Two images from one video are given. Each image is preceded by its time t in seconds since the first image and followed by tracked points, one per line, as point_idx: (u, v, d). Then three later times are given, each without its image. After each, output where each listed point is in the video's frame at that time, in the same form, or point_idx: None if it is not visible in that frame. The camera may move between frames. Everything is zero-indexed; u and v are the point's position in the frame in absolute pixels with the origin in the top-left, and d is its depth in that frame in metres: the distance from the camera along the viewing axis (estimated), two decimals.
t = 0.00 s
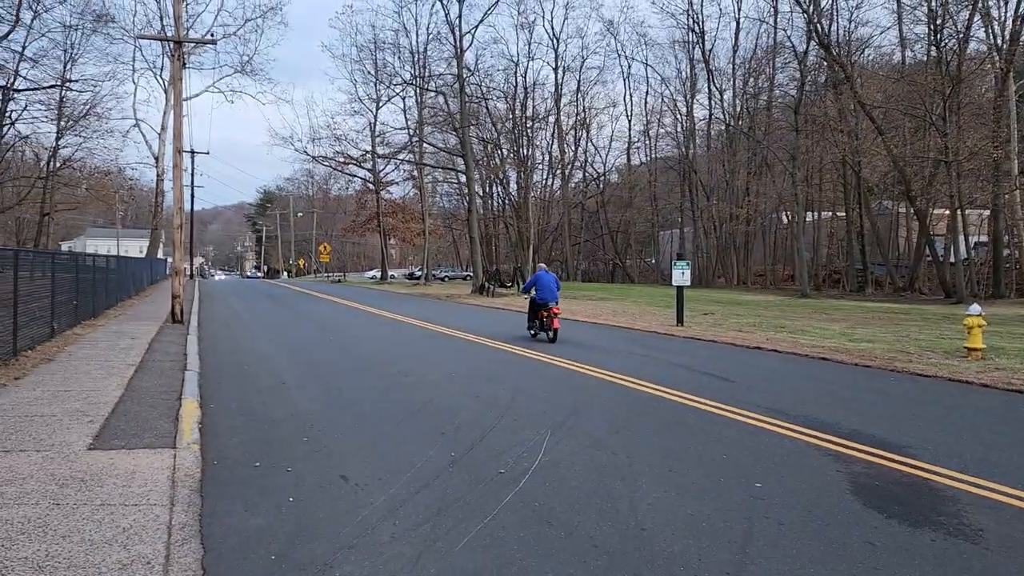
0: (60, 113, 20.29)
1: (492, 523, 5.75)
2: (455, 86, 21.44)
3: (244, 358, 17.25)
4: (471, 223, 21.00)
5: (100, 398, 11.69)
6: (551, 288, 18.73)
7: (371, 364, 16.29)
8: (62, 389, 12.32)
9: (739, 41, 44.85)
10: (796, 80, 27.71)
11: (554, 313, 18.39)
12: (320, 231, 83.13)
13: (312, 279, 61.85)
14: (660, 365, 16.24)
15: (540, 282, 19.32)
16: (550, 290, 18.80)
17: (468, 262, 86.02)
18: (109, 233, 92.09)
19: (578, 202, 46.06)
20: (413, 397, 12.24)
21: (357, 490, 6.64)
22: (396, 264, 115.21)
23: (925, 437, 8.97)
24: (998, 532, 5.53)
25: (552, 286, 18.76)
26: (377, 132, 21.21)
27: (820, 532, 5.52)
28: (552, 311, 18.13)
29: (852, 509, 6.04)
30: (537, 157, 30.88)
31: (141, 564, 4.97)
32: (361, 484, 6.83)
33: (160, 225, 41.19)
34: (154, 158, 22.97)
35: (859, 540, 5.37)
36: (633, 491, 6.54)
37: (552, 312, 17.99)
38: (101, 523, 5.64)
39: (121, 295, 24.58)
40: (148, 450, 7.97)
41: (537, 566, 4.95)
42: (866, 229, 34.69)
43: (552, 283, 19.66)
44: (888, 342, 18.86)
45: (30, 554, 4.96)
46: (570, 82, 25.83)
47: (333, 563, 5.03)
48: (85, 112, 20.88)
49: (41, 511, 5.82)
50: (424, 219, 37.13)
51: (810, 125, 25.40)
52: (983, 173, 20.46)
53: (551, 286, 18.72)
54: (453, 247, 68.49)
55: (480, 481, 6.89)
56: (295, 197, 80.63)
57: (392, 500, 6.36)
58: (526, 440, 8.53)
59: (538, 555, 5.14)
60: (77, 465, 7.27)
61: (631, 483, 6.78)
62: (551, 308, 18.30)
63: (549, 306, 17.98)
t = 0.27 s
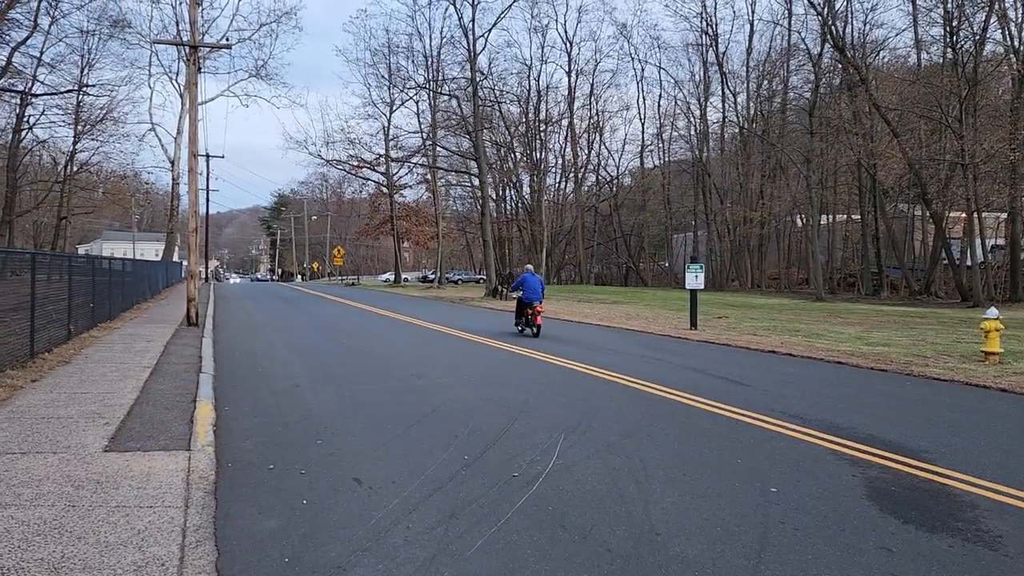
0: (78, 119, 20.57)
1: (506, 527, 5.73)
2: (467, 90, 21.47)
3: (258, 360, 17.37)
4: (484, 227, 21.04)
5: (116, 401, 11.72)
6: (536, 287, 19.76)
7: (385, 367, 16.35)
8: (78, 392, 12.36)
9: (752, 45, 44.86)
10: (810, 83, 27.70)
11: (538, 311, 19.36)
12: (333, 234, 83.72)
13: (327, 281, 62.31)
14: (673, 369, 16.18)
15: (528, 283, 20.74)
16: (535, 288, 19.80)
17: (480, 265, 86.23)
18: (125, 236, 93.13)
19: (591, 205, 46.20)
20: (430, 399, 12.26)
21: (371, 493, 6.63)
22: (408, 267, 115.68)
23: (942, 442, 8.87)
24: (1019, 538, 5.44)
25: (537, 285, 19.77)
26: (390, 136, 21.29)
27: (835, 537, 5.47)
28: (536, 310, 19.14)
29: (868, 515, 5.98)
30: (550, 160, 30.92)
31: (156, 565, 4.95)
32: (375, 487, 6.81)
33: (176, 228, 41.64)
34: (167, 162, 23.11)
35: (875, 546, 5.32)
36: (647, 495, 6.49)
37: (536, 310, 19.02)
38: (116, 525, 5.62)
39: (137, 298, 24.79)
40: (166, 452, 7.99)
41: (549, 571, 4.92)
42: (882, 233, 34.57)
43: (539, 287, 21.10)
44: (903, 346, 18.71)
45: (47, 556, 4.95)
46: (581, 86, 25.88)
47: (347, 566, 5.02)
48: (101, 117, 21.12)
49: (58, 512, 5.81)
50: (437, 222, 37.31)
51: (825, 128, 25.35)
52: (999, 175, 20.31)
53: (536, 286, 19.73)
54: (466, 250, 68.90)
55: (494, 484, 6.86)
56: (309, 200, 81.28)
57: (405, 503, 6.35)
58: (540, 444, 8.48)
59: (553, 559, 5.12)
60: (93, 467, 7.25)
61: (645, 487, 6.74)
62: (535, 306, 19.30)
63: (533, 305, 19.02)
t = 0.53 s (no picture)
0: (92, 122, 20.79)
1: (516, 530, 5.69)
2: (478, 93, 21.51)
3: (268, 362, 17.46)
4: (495, 229, 21.05)
5: (127, 403, 11.74)
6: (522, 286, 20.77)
7: (396, 369, 16.40)
8: (91, 393, 12.40)
9: (763, 47, 44.80)
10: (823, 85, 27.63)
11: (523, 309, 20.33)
12: (345, 237, 84.19)
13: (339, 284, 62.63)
14: (684, 372, 16.11)
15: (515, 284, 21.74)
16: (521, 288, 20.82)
17: (491, 267, 86.39)
18: (139, 239, 94.14)
19: (602, 208, 46.24)
20: (440, 402, 12.23)
21: (381, 496, 6.62)
22: (419, 270, 115.99)
23: (957, 446, 8.77)
24: None
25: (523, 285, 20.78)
26: (402, 139, 21.36)
27: (847, 542, 5.41)
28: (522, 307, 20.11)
29: (880, 519, 5.91)
30: (561, 162, 30.95)
31: (167, 567, 4.93)
32: (385, 490, 6.81)
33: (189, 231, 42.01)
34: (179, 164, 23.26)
35: (889, 551, 5.25)
36: (658, 499, 6.45)
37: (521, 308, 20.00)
38: (128, 526, 5.61)
39: (149, 301, 24.94)
40: (179, 454, 8.00)
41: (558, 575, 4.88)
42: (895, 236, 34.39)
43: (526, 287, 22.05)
44: (917, 350, 18.57)
45: (59, 557, 4.93)
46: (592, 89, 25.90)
47: (356, 569, 5.00)
48: (115, 120, 21.33)
49: (71, 514, 5.79)
50: (448, 225, 37.42)
51: (837, 130, 25.26)
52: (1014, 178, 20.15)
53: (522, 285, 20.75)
54: (478, 253, 69.15)
55: (504, 487, 6.83)
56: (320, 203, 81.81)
57: (415, 505, 6.33)
58: (550, 447, 8.44)
59: (564, 563, 5.08)
60: (106, 468, 7.25)
61: (656, 490, 6.69)
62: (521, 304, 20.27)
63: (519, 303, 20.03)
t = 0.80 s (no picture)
0: (104, 125, 20.94)
1: (525, 533, 5.68)
2: (488, 95, 21.53)
3: (277, 364, 17.50)
4: (504, 232, 21.06)
5: (136, 404, 11.77)
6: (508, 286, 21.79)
7: (405, 371, 16.42)
8: (102, 395, 12.43)
9: (773, 49, 44.70)
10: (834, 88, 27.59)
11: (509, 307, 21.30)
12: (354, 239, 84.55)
13: (350, 286, 62.85)
14: (692, 374, 16.06)
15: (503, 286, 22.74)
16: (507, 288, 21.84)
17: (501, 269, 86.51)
18: (150, 241, 94.90)
19: (611, 210, 46.30)
20: (449, 404, 12.22)
21: (389, 497, 6.61)
22: (428, 272, 116.19)
23: (969, 450, 8.69)
24: None
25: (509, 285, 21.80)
26: (411, 141, 21.42)
27: (858, 545, 5.37)
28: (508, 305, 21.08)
29: (891, 523, 5.86)
30: (570, 164, 30.96)
31: (176, 568, 4.91)
32: (394, 491, 6.80)
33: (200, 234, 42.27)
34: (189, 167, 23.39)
35: (900, 555, 5.21)
36: (667, 501, 6.42)
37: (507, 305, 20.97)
38: (138, 526, 5.59)
39: (160, 302, 25.06)
40: (189, 455, 7.99)
41: None
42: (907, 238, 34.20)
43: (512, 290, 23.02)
44: (928, 352, 18.47)
45: (69, 557, 4.93)
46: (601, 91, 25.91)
47: (365, 570, 4.98)
48: (126, 123, 21.48)
49: (81, 514, 5.78)
50: (457, 227, 37.47)
51: (848, 132, 25.21)
52: None
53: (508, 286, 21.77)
54: (489, 255, 69.31)
55: (514, 489, 6.81)
56: (330, 205, 82.15)
57: (423, 508, 6.32)
58: (559, 450, 8.42)
59: (572, 565, 5.06)
60: (117, 469, 7.25)
61: (665, 493, 6.66)
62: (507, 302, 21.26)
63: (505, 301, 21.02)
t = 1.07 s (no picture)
0: (114, 128, 21.10)
1: (533, 535, 5.68)
2: (495, 97, 21.55)
3: (284, 365, 17.56)
4: (511, 234, 21.09)
5: (145, 405, 11.84)
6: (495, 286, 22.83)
7: (412, 373, 16.45)
8: (111, 396, 12.49)
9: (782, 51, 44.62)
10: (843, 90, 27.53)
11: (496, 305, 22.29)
12: (361, 241, 84.78)
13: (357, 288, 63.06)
14: (698, 376, 16.03)
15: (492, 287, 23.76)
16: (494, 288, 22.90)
17: (508, 271, 86.54)
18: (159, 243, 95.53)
19: (618, 212, 46.35)
20: (457, 407, 12.21)
21: (397, 499, 6.62)
22: (435, 273, 116.35)
23: (981, 453, 8.64)
24: None
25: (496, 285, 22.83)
26: (419, 144, 21.48)
27: (866, 549, 5.35)
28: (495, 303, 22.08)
29: (900, 526, 5.83)
30: (578, 166, 30.96)
31: (185, 570, 4.93)
32: (402, 493, 6.81)
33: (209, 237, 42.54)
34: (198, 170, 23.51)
35: (909, 558, 5.19)
36: (674, 504, 6.41)
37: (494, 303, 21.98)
38: (147, 528, 5.62)
39: (169, 304, 25.19)
40: (198, 457, 8.02)
41: None
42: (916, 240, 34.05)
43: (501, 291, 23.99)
44: (937, 355, 18.39)
45: (79, 559, 4.95)
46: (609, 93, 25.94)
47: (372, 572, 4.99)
48: (136, 126, 21.62)
49: (91, 515, 5.81)
50: (465, 230, 37.53)
51: (856, 134, 25.16)
52: None
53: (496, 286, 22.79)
54: (497, 257, 69.44)
55: (521, 492, 6.81)
56: (338, 207, 82.48)
57: (431, 510, 6.32)
58: (567, 452, 8.41)
59: (580, 568, 5.06)
60: (127, 470, 7.30)
61: (673, 496, 6.65)
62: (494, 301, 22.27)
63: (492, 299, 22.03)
